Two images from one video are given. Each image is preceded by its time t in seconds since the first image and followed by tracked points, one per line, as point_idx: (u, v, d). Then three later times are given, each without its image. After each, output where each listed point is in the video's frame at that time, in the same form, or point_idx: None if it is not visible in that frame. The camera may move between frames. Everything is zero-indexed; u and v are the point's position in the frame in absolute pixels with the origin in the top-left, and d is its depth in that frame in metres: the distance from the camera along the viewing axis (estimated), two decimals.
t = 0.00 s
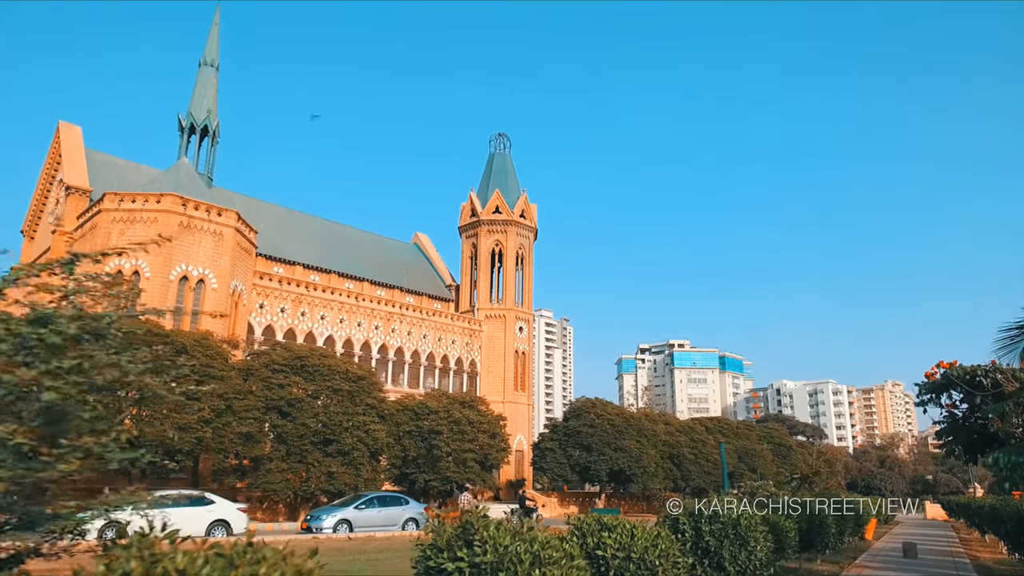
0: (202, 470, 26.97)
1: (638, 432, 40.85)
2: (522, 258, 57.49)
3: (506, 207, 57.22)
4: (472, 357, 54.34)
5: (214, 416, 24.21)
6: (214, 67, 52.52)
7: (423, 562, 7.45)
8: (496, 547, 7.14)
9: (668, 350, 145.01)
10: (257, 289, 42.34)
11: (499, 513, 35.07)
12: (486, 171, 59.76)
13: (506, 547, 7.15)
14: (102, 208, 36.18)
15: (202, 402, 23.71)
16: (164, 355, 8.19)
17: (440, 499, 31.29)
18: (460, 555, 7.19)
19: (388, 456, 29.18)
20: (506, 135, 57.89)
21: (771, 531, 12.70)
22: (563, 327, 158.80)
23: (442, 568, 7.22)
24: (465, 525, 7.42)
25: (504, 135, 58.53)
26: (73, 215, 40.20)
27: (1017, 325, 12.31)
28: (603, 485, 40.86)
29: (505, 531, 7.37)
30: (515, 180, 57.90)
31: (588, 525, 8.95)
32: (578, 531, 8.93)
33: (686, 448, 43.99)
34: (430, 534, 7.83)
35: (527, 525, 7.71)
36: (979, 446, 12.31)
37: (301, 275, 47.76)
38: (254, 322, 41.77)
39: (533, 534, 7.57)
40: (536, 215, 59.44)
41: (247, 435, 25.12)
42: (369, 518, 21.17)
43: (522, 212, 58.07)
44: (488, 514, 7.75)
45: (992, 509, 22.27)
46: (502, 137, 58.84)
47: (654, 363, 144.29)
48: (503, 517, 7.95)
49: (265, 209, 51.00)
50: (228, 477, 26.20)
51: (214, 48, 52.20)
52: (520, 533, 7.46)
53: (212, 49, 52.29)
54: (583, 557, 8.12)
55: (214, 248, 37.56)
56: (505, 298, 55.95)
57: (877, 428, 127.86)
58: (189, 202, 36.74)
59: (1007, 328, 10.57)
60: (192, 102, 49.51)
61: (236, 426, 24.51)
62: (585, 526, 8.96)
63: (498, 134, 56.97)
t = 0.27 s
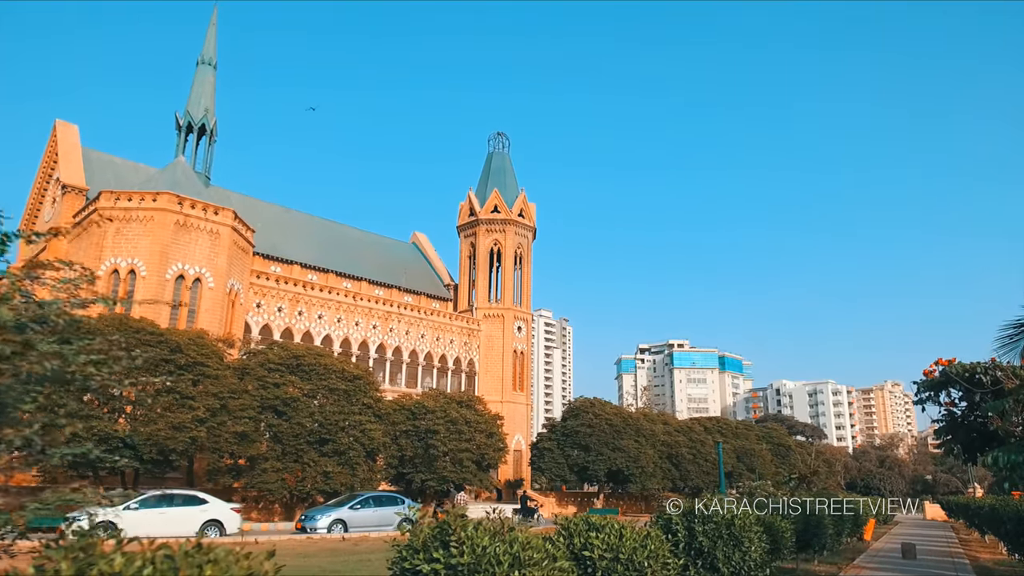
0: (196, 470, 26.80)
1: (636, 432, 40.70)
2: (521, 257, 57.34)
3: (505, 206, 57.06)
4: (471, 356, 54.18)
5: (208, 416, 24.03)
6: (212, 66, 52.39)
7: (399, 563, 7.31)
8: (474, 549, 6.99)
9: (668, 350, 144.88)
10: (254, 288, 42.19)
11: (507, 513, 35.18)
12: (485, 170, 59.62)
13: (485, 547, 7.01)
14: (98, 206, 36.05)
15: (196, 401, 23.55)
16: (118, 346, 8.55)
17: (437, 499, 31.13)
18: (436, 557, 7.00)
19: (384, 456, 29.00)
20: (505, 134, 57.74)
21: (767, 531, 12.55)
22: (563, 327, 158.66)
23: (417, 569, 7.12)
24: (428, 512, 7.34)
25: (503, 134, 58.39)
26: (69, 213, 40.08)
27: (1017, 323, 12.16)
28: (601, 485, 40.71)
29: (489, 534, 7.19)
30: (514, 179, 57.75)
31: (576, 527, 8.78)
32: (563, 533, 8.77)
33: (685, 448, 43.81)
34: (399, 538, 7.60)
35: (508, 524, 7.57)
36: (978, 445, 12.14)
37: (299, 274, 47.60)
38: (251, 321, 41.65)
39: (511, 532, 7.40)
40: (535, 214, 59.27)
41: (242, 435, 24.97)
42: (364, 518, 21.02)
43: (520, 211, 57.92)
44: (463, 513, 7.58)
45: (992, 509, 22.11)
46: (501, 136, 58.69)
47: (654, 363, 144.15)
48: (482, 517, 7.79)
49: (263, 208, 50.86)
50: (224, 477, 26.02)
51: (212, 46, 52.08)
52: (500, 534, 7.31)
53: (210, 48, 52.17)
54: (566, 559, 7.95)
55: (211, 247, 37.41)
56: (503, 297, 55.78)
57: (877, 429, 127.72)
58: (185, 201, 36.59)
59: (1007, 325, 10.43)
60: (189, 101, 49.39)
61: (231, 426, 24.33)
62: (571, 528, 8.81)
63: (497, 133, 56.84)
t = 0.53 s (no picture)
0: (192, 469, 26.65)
1: (635, 432, 40.55)
2: (519, 257, 57.16)
3: (503, 205, 56.88)
4: (470, 356, 54.01)
5: (204, 416, 23.88)
6: (209, 64, 52.20)
7: (374, 565, 7.12)
8: (453, 550, 6.84)
9: (668, 350, 144.64)
10: (251, 288, 42.06)
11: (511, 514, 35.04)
12: (484, 169, 59.46)
13: (465, 549, 6.85)
14: (94, 205, 35.89)
15: (192, 400, 23.41)
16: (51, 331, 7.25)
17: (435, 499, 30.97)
18: (413, 560, 6.80)
19: (382, 455, 28.83)
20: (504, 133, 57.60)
21: (764, 531, 12.37)
22: (563, 327, 158.40)
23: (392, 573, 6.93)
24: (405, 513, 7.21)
25: (502, 133, 58.25)
26: (66, 212, 39.92)
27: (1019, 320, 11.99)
28: (600, 485, 40.57)
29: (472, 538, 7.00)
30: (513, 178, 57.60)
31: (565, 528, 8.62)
32: (553, 534, 8.61)
33: (684, 447, 43.64)
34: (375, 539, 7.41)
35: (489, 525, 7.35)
36: (980, 444, 11.95)
37: (297, 273, 47.44)
38: (249, 320, 41.50)
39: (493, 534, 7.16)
40: (533, 213, 59.10)
41: (237, 434, 24.82)
42: (360, 519, 20.82)
43: (519, 210, 57.75)
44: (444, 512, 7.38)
45: (993, 509, 21.95)
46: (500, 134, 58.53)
47: (654, 363, 143.92)
48: (463, 518, 7.61)
49: (260, 208, 50.70)
50: (220, 477, 25.86)
51: (210, 45, 51.90)
52: (480, 536, 7.12)
53: (208, 47, 51.99)
54: (551, 561, 7.78)
55: (207, 246, 37.23)
56: (502, 297, 55.62)
57: (877, 428, 127.57)
58: (182, 200, 36.41)
59: (1008, 321, 10.29)
60: (187, 99, 49.23)
61: (227, 425, 24.18)
62: (560, 530, 8.63)
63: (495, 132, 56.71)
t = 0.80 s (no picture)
0: (188, 470, 26.51)
1: (634, 431, 40.40)
2: (519, 256, 56.99)
3: (502, 204, 56.73)
4: (469, 355, 53.86)
5: (199, 415, 23.72)
6: (207, 63, 52.03)
7: (345, 568, 6.94)
8: (430, 555, 6.67)
9: (668, 350, 144.41)
10: (249, 287, 41.93)
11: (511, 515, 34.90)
12: (482, 168, 59.32)
13: (441, 554, 6.70)
14: (91, 204, 35.75)
15: (187, 400, 23.26)
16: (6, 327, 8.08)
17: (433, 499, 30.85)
18: (384, 564, 6.68)
19: (379, 455, 28.68)
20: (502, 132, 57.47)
21: (760, 532, 12.21)
22: (563, 326, 158.15)
23: None
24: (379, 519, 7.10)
25: (501, 132, 58.10)
26: (63, 211, 39.75)
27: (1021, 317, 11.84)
28: (599, 485, 40.42)
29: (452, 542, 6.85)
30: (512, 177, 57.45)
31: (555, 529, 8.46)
32: (540, 535, 8.49)
33: (683, 447, 43.48)
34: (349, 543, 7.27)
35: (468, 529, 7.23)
36: (981, 443, 11.79)
37: (295, 273, 47.27)
38: (246, 320, 41.36)
39: (470, 540, 7.03)
40: (532, 212, 58.95)
41: (233, 434, 24.65)
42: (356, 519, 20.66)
43: (518, 210, 57.57)
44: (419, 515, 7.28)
45: (993, 509, 21.78)
46: (499, 134, 58.42)
47: (654, 362, 143.71)
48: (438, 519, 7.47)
49: (258, 207, 50.54)
50: (216, 477, 25.71)
51: (208, 43, 51.74)
52: (457, 540, 6.99)
53: (206, 45, 51.84)
54: (532, 563, 7.64)
55: (204, 245, 37.06)
56: (500, 296, 55.47)
57: (877, 428, 127.41)
58: (179, 199, 36.26)
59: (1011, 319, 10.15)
60: (185, 99, 49.08)
61: (222, 425, 24.03)
62: (548, 532, 8.48)
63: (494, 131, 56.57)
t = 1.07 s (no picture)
0: (184, 469, 26.36)
1: (632, 430, 40.24)
2: (518, 255, 56.80)
3: (501, 203, 56.56)
4: (468, 355, 53.70)
5: (193, 414, 23.56)
6: (205, 61, 51.87)
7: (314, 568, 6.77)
8: (400, 554, 6.51)
9: (668, 350, 144.20)
10: (247, 286, 41.79)
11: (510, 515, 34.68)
12: (482, 167, 59.15)
13: (412, 554, 6.54)
14: (88, 202, 35.61)
15: (182, 398, 23.12)
16: None
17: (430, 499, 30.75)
18: (353, 564, 6.49)
19: (376, 454, 28.52)
20: (502, 130, 57.30)
21: (756, 531, 12.04)
22: (563, 326, 157.99)
23: None
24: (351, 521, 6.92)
25: (500, 131, 57.94)
26: (60, 210, 39.61)
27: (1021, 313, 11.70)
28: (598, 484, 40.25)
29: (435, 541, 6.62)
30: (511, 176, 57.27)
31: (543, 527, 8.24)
32: (524, 533, 8.30)
33: (682, 446, 43.29)
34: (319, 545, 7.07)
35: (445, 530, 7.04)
36: (982, 440, 11.60)
37: (293, 272, 47.13)
38: (243, 319, 41.23)
39: (446, 544, 6.83)
40: (531, 211, 58.78)
41: (229, 433, 24.48)
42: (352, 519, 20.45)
43: (517, 209, 57.39)
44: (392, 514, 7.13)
45: (994, 508, 21.58)
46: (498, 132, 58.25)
47: (654, 362, 143.53)
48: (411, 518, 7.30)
49: (257, 205, 50.39)
50: (212, 476, 25.56)
51: (206, 42, 51.57)
52: (430, 539, 6.84)
53: (204, 44, 51.67)
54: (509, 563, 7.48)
55: (202, 244, 36.90)
56: (500, 295, 55.31)
57: (877, 428, 127.20)
58: (176, 197, 36.11)
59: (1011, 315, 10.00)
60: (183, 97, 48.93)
61: (218, 424, 23.87)
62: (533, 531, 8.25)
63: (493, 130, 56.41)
